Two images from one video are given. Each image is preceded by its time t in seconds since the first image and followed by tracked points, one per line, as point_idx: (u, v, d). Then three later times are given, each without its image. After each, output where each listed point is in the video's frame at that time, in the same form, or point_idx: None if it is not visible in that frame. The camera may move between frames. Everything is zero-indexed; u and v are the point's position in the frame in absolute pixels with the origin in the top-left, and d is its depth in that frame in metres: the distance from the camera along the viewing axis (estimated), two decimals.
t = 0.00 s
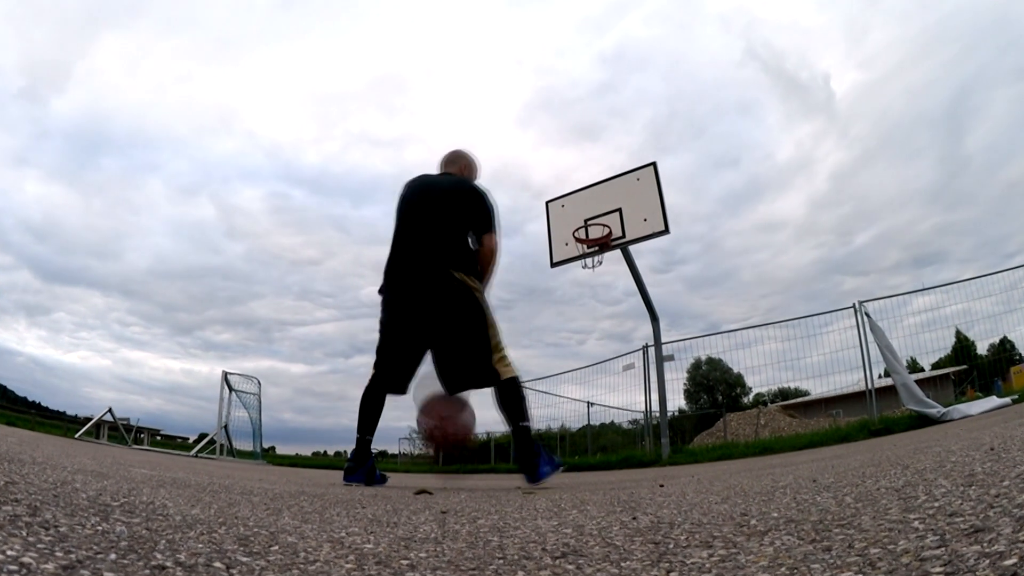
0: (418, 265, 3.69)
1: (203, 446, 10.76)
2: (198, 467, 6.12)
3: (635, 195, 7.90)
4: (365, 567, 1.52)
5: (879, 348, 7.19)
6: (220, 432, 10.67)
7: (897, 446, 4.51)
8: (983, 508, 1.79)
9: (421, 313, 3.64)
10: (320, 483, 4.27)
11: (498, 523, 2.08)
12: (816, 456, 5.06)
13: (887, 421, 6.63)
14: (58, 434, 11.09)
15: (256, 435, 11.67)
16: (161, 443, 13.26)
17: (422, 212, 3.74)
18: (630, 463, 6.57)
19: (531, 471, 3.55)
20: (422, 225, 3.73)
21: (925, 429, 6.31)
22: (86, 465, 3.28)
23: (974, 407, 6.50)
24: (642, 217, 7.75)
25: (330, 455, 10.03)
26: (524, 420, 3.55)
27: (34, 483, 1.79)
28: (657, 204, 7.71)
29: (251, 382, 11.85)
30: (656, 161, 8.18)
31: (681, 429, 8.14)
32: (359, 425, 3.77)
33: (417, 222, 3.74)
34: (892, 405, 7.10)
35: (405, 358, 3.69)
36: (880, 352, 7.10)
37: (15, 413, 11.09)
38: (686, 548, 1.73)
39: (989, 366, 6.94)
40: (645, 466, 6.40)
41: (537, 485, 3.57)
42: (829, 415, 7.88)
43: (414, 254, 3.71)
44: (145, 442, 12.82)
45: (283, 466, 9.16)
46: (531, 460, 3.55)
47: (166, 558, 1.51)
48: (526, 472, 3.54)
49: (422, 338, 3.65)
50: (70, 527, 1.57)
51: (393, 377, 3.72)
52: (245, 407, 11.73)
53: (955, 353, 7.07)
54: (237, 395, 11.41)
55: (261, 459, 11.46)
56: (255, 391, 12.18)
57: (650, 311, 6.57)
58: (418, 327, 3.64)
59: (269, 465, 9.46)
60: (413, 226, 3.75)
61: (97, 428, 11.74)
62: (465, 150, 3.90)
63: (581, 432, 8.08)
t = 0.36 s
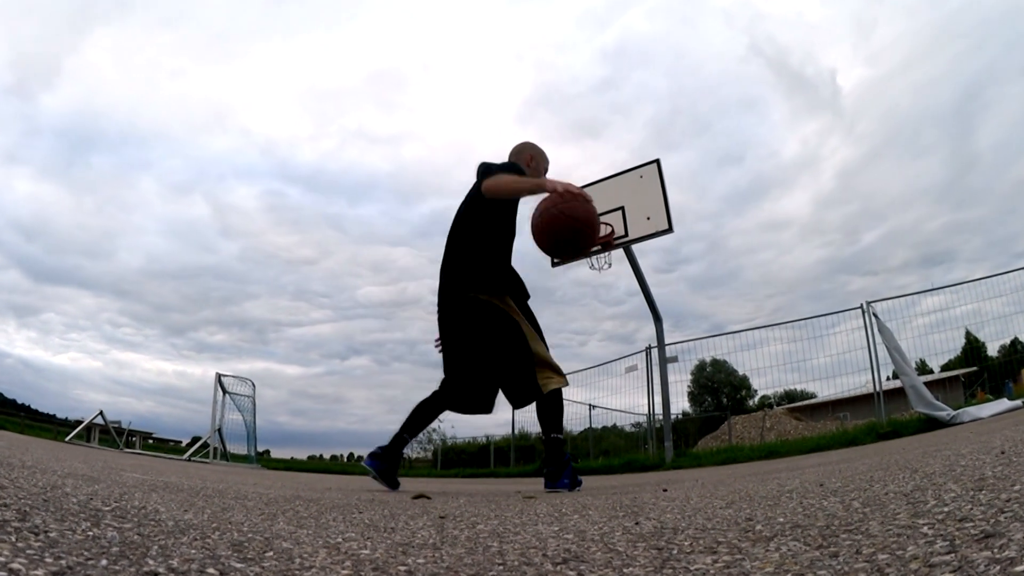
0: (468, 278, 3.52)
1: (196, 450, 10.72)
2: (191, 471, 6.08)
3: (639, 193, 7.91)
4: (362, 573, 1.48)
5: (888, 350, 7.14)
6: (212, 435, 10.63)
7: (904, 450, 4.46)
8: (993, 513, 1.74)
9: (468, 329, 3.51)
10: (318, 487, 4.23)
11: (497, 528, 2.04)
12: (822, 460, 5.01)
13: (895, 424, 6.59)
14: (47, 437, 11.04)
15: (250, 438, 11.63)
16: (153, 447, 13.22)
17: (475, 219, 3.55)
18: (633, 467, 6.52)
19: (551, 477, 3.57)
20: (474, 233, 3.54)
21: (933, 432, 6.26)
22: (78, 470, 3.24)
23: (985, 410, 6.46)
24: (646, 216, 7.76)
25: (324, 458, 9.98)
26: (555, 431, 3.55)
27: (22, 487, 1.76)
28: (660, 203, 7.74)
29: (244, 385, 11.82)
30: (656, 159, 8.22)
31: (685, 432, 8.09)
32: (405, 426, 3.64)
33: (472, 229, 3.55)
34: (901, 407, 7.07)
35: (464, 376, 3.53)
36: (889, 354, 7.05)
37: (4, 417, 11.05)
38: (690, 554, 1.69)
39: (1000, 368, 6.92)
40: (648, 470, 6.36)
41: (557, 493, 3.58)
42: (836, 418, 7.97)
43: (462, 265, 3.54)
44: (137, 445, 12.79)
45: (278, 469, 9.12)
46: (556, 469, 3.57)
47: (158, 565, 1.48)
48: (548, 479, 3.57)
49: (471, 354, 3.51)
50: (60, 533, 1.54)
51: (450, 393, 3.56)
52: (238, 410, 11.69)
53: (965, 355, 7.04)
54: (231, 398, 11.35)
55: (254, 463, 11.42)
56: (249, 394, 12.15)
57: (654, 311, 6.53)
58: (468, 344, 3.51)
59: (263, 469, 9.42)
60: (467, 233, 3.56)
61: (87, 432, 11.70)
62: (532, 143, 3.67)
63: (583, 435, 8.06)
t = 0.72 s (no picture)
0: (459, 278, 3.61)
1: (188, 453, 10.70)
2: (186, 475, 6.05)
3: (641, 190, 7.81)
4: None
5: (896, 351, 7.10)
6: (205, 438, 10.60)
7: (912, 453, 4.41)
8: (1004, 518, 1.70)
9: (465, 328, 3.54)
10: (315, 492, 4.19)
11: (497, 534, 2.00)
12: (829, 463, 4.96)
13: (905, 427, 6.56)
14: (37, 440, 11.00)
15: (243, 442, 11.60)
16: (144, 450, 13.20)
17: (462, 226, 3.68)
18: (636, 470, 6.48)
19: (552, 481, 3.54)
20: (464, 239, 3.66)
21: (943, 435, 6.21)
22: (69, 474, 3.20)
23: (996, 413, 6.43)
24: (649, 214, 7.65)
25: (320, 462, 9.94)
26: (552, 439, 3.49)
27: (11, 492, 1.72)
28: (663, 199, 7.60)
29: (238, 387, 11.80)
30: (663, 156, 8.09)
31: (689, 435, 8.05)
32: (421, 440, 3.60)
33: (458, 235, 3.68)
34: (910, 410, 7.01)
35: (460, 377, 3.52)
36: (898, 355, 7.00)
37: None
38: (694, 560, 1.65)
39: (1011, 370, 6.81)
40: (651, 474, 6.32)
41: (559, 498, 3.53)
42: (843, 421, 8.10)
43: (456, 267, 3.63)
44: (128, 449, 12.76)
45: (274, 473, 9.08)
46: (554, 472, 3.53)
47: (150, 571, 1.44)
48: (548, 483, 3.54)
49: (468, 352, 3.52)
50: (50, 539, 1.50)
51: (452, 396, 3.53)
52: (232, 412, 11.66)
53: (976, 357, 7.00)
54: (225, 400, 11.34)
55: (248, 466, 11.40)
56: (243, 397, 12.13)
57: (657, 311, 6.49)
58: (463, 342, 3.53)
59: (258, 473, 9.38)
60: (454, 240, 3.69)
61: (77, 434, 11.67)
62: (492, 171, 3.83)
63: (585, 438, 8.00)
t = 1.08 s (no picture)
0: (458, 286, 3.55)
1: (181, 457, 10.67)
2: (180, 481, 6.01)
3: (644, 188, 7.78)
4: None
5: (905, 353, 7.06)
6: (198, 442, 10.58)
7: (919, 458, 4.36)
8: (1016, 524, 1.67)
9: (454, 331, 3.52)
10: (312, 496, 4.16)
11: (496, 539, 1.96)
12: (835, 468, 4.92)
13: (914, 431, 6.52)
14: (26, 444, 10.96)
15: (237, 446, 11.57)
16: (136, 454, 13.18)
17: (468, 235, 3.63)
18: (639, 475, 6.44)
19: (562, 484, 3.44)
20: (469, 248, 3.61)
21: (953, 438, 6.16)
22: (61, 479, 3.16)
23: (1008, 415, 6.42)
24: (652, 213, 7.61)
25: (317, 466, 9.91)
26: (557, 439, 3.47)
27: None
28: (667, 198, 7.58)
29: (230, 390, 11.78)
30: (665, 153, 8.08)
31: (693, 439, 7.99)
32: (383, 432, 3.60)
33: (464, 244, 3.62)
34: (919, 414, 7.00)
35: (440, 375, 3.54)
36: (907, 357, 6.96)
37: None
38: (698, 566, 1.61)
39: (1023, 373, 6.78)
40: (655, 478, 6.27)
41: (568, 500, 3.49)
42: (851, 424, 8.11)
43: (456, 274, 3.58)
44: (118, 453, 12.73)
45: (269, 477, 9.05)
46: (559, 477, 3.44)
47: None
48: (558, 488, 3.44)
49: (455, 355, 3.52)
50: (39, 545, 1.47)
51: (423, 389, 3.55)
52: (225, 415, 11.64)
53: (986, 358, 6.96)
54: (217, 403, 11.32)
55: (242, 471, 11.37)
56: (237, 400, 12.11)
57: (660, 313, 6.45)
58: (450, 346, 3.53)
59: (251, 478, 9.35)
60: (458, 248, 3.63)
61: (66, 438, 11.67)
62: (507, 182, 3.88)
63: (586, 442, 7.89)
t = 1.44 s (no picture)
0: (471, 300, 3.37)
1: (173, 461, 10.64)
2: (174, 484, 5.98)
3: (648, 185, 7.76)
4: None
5: (914, 354, 7.01)
6: (190, 446, 10.56)
7: (928, 462, 4.31)
8: None
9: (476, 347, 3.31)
10: (309, 501, 4.13)
11: (496, 546, 1.93)
12: (841, 472, 4.88)
13: (923, 433, 6.46)
14: (16, 448, 10.93)
15: (230, 449, 11.55)
16: (126, 458, 13.15)
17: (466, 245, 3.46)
18: (643, 479, 6.39)
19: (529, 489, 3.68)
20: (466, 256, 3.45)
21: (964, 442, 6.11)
22: (54, 485, 3.13)
23: (1018, 419, 6.37)
24: (655, 211, 7.59)
25: (312, 469, 9.86)
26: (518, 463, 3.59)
27: None
28: (671, 196, 7.56)
29: (223, 392, 11.76)
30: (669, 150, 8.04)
31: (697, 442, 7.94)
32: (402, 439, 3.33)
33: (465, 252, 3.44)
34: (929, 416, 6.98)
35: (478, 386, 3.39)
36: (917, 359, 6.91)
37: None
38: (703, 573, 1.57)
39: None
40: (659, 483, 6.23)
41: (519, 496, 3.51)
42: (859, 427, 8.08)
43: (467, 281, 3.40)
44: (109, 457, 12.70)
45: (265, 481, 9.02)
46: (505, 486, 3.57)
47: None
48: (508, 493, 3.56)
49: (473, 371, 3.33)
50: (27, 551, 1.44)
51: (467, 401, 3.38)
52: (218, 418, 11.62)
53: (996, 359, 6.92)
54: (210, 405, 11.31)
55: (236, 475, 11.36)
56: (230, 401, 12.10)
57: (664, 313, 6.41)
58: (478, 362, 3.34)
59: (245, 482, 9.31)
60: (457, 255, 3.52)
61: (56, 442, 11.66)
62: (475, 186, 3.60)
63: (587, 446, 7.80)
